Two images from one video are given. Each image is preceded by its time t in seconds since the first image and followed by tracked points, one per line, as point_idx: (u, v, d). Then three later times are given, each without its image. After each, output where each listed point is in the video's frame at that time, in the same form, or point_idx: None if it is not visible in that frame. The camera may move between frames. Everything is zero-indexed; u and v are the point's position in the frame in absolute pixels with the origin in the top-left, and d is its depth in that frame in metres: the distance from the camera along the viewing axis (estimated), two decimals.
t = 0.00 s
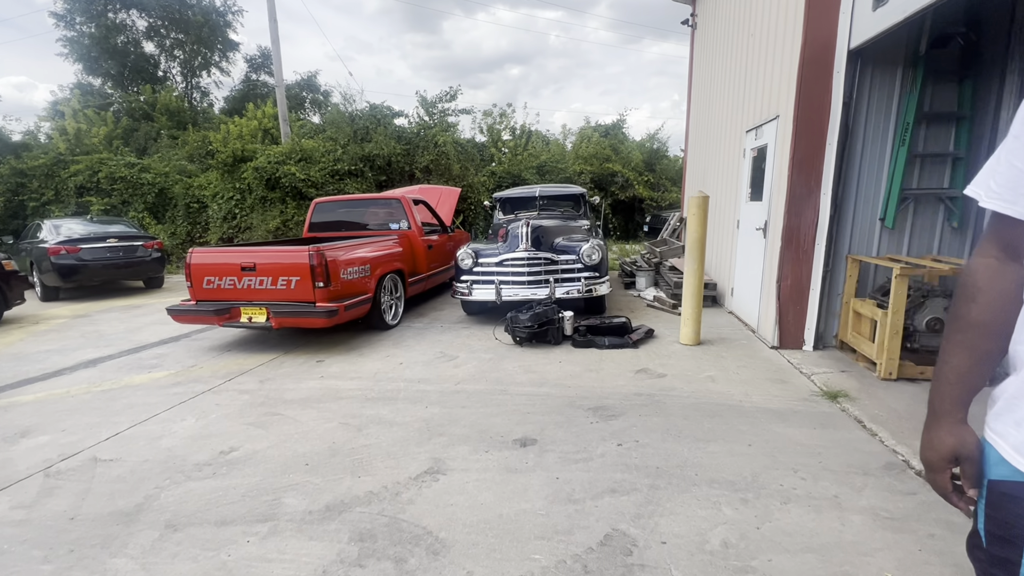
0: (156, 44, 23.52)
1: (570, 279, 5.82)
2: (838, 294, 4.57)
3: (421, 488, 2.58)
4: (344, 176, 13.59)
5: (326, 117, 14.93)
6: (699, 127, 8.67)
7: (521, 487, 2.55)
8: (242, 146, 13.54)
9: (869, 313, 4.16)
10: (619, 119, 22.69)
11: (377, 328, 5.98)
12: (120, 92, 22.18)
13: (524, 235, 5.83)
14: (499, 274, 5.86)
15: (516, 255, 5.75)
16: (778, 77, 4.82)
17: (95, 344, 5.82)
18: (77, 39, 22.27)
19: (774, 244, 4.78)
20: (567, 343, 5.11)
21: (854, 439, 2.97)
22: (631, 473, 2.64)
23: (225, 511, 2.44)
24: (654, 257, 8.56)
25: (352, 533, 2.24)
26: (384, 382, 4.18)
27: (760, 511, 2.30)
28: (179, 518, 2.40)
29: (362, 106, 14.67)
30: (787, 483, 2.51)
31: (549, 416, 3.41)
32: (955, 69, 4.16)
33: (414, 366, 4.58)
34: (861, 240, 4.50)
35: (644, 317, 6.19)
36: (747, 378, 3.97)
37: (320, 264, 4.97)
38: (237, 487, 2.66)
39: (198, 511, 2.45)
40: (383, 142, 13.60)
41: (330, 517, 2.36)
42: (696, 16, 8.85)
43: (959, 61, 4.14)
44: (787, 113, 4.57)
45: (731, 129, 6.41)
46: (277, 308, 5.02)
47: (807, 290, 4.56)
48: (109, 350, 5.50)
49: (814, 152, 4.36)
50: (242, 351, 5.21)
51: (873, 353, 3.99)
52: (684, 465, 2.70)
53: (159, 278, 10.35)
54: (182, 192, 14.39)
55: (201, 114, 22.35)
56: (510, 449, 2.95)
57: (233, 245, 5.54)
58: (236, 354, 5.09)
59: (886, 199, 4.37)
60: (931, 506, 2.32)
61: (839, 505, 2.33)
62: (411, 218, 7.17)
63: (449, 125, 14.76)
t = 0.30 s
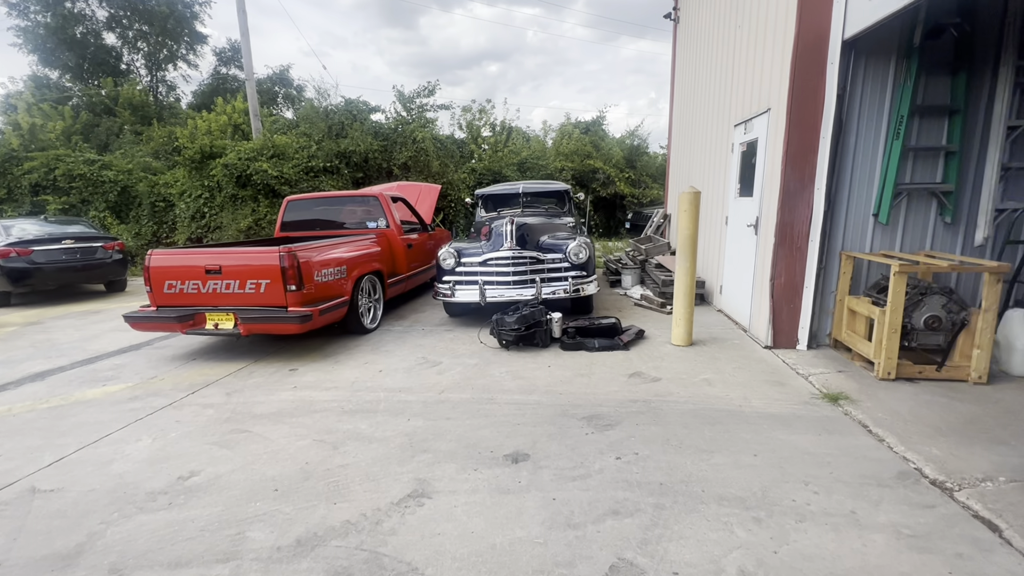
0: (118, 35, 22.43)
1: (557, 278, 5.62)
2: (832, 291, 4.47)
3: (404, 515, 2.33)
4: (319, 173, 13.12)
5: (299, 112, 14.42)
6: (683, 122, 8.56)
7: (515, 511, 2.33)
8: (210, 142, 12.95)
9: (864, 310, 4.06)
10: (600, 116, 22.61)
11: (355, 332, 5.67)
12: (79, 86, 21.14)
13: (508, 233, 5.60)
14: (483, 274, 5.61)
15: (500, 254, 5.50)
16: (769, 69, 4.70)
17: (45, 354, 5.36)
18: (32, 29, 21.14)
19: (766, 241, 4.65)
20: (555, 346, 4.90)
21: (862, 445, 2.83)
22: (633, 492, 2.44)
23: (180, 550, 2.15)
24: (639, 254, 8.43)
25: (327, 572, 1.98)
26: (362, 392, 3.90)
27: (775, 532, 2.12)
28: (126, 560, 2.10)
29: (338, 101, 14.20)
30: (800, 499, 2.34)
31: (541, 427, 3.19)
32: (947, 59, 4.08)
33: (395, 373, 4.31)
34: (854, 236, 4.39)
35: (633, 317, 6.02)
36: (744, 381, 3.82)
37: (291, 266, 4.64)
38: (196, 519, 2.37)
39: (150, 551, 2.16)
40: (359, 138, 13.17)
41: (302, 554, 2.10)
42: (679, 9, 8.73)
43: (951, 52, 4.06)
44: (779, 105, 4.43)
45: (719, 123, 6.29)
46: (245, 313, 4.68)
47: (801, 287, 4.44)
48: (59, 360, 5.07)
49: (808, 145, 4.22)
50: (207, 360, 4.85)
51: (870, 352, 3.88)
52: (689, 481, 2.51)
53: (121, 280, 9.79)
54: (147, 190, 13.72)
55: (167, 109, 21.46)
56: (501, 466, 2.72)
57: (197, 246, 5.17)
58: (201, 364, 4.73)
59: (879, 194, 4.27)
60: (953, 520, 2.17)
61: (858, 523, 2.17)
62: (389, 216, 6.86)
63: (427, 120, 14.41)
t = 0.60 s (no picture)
0: (74, 24, 21.28)
1: (541, 281, 5.42)
2: (822, 294, 4.38)
3: (381, 553, 2.09)
4: (291, 171, 12.59)
5: (270, 107, 13.87)
6: (666, 121, 8.48)
7: (505, 544, 2.11)
8: (174, 137, 12.32)
9: (856, 313, 3.97)
10: (579, 114, 22.52)
11: (328, 338, 5.35)
12: (32, 76, 19.99)
13: (490, 234, 5.37)
14: (464, 276, 5.38)
15: (482, 256, 5.28)
16: (757, 66, 4.59)
17: None
18: None
19: (756, 242, 4.53)
20: (541, 352, 4.70)
21: (866, 458, 2.71)
22: (634, 518, 2.25)
23: None
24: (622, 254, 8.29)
25: None
26: (336, 407, 3.62)
27: (789, 562, 1.96)
28: None
29: (310, 96, 13.69)
30: (811, 522, 2.18)
31: (530, 443, 2.98)
32: (936, 58, 4.02)
33: (371, 385, 4.04)
34: (844, 238, 4.31)
35: (619, 320, 5.86)
36: (738, 388, 3.68)
37: (258, 270, 4.31)
38: (142, 565, 2.07)
39: None
40: (332, 134, 12.71)
41: None
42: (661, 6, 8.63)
43: (940, 51, 4.00)
44: (769, 102, 4.32)
45: (704, 122, 6.18)
46: (207, 321, 4.33)
47: (791, 290, 4.34)
48: None
49: (799, 144, 4.11)
50: (166, 372, 4.48)
51: (863, 357, 3.79)
52: (692, 504, 2.33)
53: (75, 284, 9.18)
54: (106, 187, 13.01)
55: (129, 102, 20.47)
56: (489, 491, 2.51)
57: (154, 249, 4.78)
58: (159, 376, 4.37)
59: (869, 195, 4.19)
60: (972, 543, 2.04)
61: (874, 548, 2.02)
62: (365, 215, 6.55)
63: (404, 117, 14.04)
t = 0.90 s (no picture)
0: (36, 12, 20.30)
1: (528, 282, 5.22)
2: (816, 295, 4.27)
3: None
4: (268, 167, 12.00)
5: (245, 101, 13.38)
6: (652, 119, 8.38)
7: None
8: (142, 131, 11.71)
9: (851, 316, 3.87)
10: (562, 113, 22.40)
11: (303, 343, 5.06)
12: None
13: (474, 233, 5.16)
14: (447, 277, 5.16)
15: (466, 256, 5.07)
16: (750, 61, 4.46)
17: None
18: None
19: (749, 243, 4.41)
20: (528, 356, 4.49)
21: (874, 471, 2.57)
22: (636, 544, 2.06)
23: None
24: (609, 254, 8.13)
25: None
26: (310, 419, 3.36)
27: None
28: None
29: (287, 90, 13.18)
30: (826, 545, 2.02)
31: (520, 458, 2.77)
32: (932, 55, 3.94)
33: (349, 394, 3.78)
34: (838, 238, 4.20)
35: (607, 322, 5.69)
36: (735, 395, 3.53)
37: (225, 271, 4.01)
38: None
39: None
40: (310, 129, 12.30)
41: None
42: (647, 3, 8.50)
43: (935, 48, 3.92)
44: (763, 98, 4.19)
45: (693, 119, 6.07)
46: (169, 327, 4.01)
47: (785, 291, 4.23)
48: None
49: (795, 141, 3.99)
50: (124, 381, 4.14)
51: (860, 361, 3.68)
52: (697, 526, 2.15)
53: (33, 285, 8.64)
54: (69, 183, 12.37)
55: (95, 94, 19.60)
56: (476, 514, 2.29)
57: (112, 248, 4.45)
58: (116, 386, 4.03)
59: (864, 194, 4.09)
60: (996, 566, 1.91)
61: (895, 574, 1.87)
62: (343, 213, 6.26)
63: (385, 113, 13.70)
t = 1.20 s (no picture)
0: (25, 5, 19.89)
1: (529, 286, 5.00)
2: (832, 302, 4.07)
3: None
4: (260, 165, 11.70)
5: (237, 97, 13.07)
6: (656, 118, 8.18)
7: None
8: (130, 127, 11.39)
9: (872, 324, 3.66)
10: (559, 113, 22.22)
11: (293, 349, 4.81)
12: None
13: (473, 234, 4.94)
14: (445, 280, 4.95)
15: (464, 259, 4.85)
16: (765, 56, 4.26)
17: None
18: None
19: (762, 247, 4.21)
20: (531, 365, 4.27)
21: (912, 497, 2.36)
22: None
23: None
24: (611, 256, 7.92)
25: None
26: (298, 435, 3.11)
27: None
28: None
29: (280, 87, 12.91)
30: None
31: (527, 481, 2.55)
32: (958, 50, 3.75)
33: (340, 407, 3.54)
34: (857, 243, 4.00)
35: (611, 328, 5.47)
36: (753, 409, 3.32)
37: (209, 274, 3.76)
38: None
39: None
40: (304, 127, 12.02)
41: None
42: None
43: (962, 43, 3.74)
44: (779, 95, 3.99)
45: (700, 118, 5.86)
46: (148, 333, 3.75)
47: (801, 298, 4.03)
48: None
49: (814, 140, 3.79)
50: (99, 391, 3.86)
51: (883, 373, 3.48)
52: (728, 565, 1.93)
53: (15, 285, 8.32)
54: (54, 180, 12.02)
55: (85, 89, 19.22)
56: (481, 548, 2.07)
57: (89, 248, 4.19)
58: (90, 397, 3.77)
59: (884, 197, 3.90)
60: None
61: None
62: (336, 213, 6.01)
63: (380, 111, 13.44)
